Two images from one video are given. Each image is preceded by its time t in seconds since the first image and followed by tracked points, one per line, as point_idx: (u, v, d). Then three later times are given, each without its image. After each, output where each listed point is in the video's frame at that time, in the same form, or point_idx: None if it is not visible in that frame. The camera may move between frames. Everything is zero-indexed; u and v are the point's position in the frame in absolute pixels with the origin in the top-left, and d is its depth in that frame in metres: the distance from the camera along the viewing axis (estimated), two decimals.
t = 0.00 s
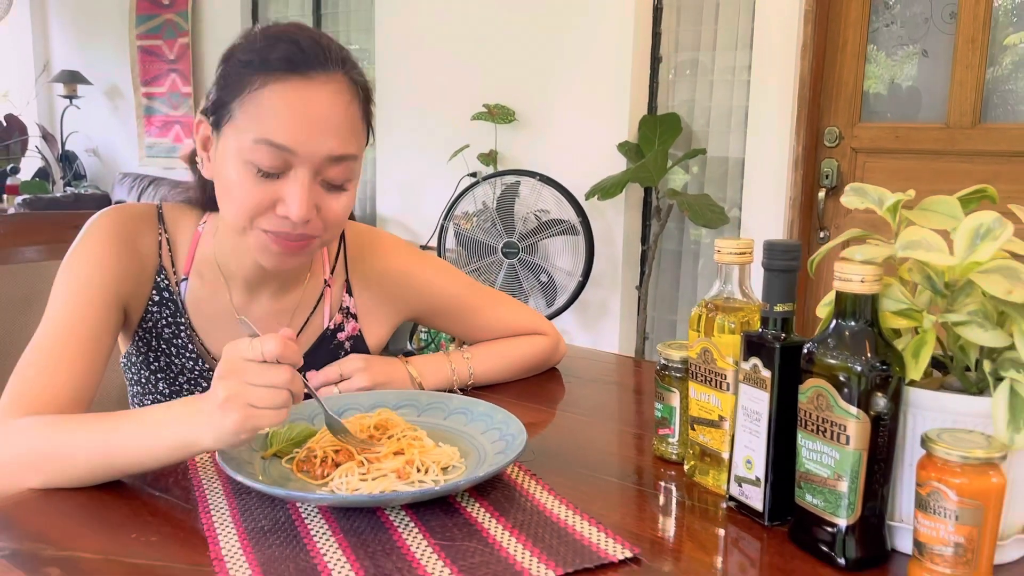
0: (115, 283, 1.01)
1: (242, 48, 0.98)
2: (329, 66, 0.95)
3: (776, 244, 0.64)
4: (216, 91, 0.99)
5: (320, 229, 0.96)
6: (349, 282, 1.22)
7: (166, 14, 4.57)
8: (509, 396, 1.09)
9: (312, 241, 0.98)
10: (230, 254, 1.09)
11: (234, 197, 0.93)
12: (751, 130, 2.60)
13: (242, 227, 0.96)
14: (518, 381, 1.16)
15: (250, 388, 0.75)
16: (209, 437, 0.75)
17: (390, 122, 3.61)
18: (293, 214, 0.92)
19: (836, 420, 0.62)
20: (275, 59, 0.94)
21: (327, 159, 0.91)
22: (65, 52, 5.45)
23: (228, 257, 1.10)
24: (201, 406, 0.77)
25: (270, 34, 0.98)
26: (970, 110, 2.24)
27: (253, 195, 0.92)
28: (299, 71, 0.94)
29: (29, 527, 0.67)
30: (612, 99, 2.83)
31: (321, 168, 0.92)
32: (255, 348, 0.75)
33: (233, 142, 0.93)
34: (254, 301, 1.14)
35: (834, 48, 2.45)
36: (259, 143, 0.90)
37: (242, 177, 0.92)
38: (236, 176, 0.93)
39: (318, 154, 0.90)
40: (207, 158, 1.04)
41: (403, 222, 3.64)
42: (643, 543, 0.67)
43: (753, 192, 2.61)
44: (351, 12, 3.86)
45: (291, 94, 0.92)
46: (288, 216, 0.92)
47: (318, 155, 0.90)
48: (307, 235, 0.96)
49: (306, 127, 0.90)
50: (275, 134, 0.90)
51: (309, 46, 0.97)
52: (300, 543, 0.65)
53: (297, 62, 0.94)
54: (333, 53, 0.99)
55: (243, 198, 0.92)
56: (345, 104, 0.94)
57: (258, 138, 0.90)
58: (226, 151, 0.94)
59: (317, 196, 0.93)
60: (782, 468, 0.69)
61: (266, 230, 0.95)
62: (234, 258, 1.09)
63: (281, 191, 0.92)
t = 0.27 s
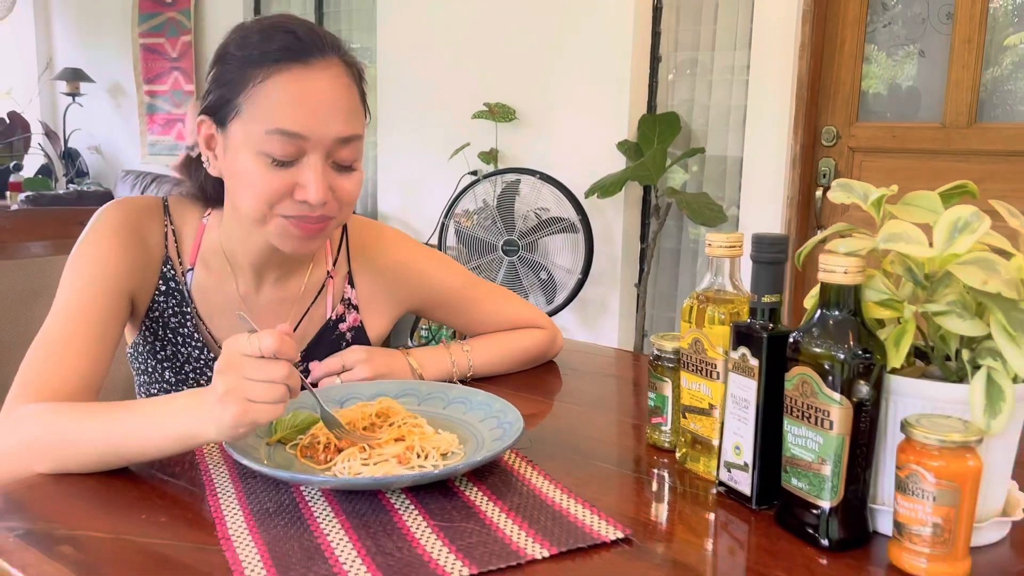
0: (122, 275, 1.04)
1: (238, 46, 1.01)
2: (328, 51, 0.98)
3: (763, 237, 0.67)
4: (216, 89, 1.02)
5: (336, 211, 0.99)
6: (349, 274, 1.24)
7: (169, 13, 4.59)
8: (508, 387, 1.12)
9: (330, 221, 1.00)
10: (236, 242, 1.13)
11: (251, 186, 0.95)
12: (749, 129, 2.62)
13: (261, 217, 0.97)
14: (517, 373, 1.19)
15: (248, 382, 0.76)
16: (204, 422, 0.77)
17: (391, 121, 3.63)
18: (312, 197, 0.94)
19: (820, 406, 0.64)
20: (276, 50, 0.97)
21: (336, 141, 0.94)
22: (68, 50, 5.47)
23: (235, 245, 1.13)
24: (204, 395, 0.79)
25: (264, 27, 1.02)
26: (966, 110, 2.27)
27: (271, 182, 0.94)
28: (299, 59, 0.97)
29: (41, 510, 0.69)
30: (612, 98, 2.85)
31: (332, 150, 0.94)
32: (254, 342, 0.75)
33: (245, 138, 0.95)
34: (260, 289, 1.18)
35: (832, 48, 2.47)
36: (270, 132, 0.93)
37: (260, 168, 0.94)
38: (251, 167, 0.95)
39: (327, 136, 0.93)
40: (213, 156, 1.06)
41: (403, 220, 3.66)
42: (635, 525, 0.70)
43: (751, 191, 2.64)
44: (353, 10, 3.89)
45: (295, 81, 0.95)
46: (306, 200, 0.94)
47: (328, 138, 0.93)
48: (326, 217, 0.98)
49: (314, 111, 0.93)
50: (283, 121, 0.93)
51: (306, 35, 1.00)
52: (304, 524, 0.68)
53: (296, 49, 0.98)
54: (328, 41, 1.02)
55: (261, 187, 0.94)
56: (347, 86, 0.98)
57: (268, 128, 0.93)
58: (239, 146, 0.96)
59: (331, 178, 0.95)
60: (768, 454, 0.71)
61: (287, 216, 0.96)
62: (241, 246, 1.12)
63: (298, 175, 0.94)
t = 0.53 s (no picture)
0: (124, 276, 1.06)
1: (236, 59, 1.02)
2: (322, 68, 0.99)
3: (752, 244, 0.68)
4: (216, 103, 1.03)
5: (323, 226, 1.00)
6: (347, 278, 1.26)
7: (169, 9, 4.60)
8: (504, 387, 1.14)
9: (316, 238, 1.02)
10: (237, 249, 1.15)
11: (240, 198, 0.98)
12: (746, 129, 2.64)
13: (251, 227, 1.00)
14: (513, 373, 1.21)
15: (245, 388, 0.78)
16: (205, 420, 0.78)
17: (391, 118, 3.64)
18: (297, 212, 0.96)
19: (804, 409, 0.66)
20: (271, 67, 0.98)
21: (324, 158, 0.95)
22: (69, 46, 5.49)
23: (235, 249, 1.14)
24: (202, 398, 0.80)
25: (263, 43, 1.02)
26: (961, 111, 2.28)
27: (258, 194, 0.96)
28: (293, 76, 0.98)
29: (47, 506, 0.71)
30: (610, 97, 2.86)
31: (320, 165, 0.96)
32: (249, 350, 0.77)
33: (237, 152, 0.97)
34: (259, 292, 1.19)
35: (829, 49, 2.49)
36: (259, 147, 0.94)
37: (247, 181, 0.96)
38: (240, 180, 0.97)
39: (315, 152, 0.95)
40: (212, 166, 1.08)
41: (402, 218, 3.68)
42: (625, 523, 0.72)
43: (748, 190, 2.65)
44: (352, 8, 3.90)
45: (287, 97, 0.97)
46: (291, 215, 0.96)
47: (316, 153, 0.95)
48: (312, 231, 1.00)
49: (303, 127, 0.94)
50: (274, 137, 0.94)
51: (301, 51, 1.01)
52: (303, 521, 0.70)
53: (289, 67, 0.98)
54: (324, 55, 1.03)
55: (248, 200, 0.97)
56: (338, 103, 0.99)
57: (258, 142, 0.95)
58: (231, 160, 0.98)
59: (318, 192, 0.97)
60: (755, 454, 0.73)
61: (274, 228, 0.99)
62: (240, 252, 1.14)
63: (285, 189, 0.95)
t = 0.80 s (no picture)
0: (119, 262, 1.06)
1: (205, 38, 1.03)
2: (292, 29, 1.01)
3: (742, 230, 0.69)
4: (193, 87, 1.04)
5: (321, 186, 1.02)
6: (343, 262, 1.27)
7: None
8: (497, 373, 1.14)
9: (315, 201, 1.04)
10: (232, 235, 1.15)
11: (237, 169, 0.98)
12: (740, 118, 2.64)
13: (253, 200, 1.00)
14: (506, 359, 1.22)
15: (238, 383, 0.78)
16: (201, 405, 0.79)
17: (385, 105, 3.63)
18: (295, 173, 0.97)
19: (792, 393, 0.67)
20: (243, 37, 1.00)
21: (311, 111, 0.97)
22: (60, 30, 5.44)
23: (230, 234, 1.15)
24: (195, 384, 0.81)
25: (227, 17, 1.03)
26: (954, 101, 2.28)
27: (254, 162, 0.97)
28: (265, 43, 1.00)
29: (42, 489, 0.72)
30: (604, 85, 2.86)
31: (309, 122, 0.98)
32: (240, 344, 0.79)
33: (226, 125, 0.99)
34: (256, 278, 1.20)
35: (822, 38, 2.49)
36: (249, 113, 0.96)
37: (244, 151, 0.97)
38: (237, 153, 0.97)
39: (301, 110, 0.97)
40: (202, 152, 1.08)
41: (396, 205, 3.67)
42: (615, 506, 0.73)
43: (741, 179, 2.66)
44: None
45: (263, 64, 0.98)
46: (291, 175, 0.98)
47: (304, 110, 0.97)
48: (311, 192, 1.01)
49: (285, 86, 0.97)
50: (259, 101, 0.96)
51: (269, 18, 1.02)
52: (297, 504, 0.71)
53: (261, 35, 1.00)
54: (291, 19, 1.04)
55: (246, 169, 0.97)
56: (315, 62, 1.01)
57: (247, 108, 0.97)
58: (221, 133, 0.99)
59: (312, 150, 0.99)
60: (743, 438, 0.74)
61: (276, 194, 1.00)
62: (235, 237, 1.15)
63: (281, 153, 0.97)
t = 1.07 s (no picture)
0: (109, 259, 1.05)
1: (180, 30, 1.05)
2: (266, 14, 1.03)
3: (736, 225, 0.69)
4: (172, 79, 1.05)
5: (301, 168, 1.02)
6: (334, 253, 1.26)
7: None
8: (490, 369, 1.14)
9: (295, 184, 1.02)
10: (221, 228, 1.14)
11: (215, 155, 0.98)
12: (730, 110, 2.64)
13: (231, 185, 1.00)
14: (500, 354, 1.21)
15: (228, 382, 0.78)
16: (192, 405, 0.78)
17: (374, 99, 3.61)
18: (270, 155, 0.97)
19: (788, 388, 0.67)
20: (216, 23, 1.01)
21: (281, 91, 0.98)
22: (47, 25, 5.39)
23: (218, 225, 1.14)
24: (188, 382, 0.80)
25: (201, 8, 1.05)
26: (944, 92, 2.28)
27: (228, 145, 0.97)
28: (236, 28, 1.01)
29: (34, 490, 0.71)
30: (595, 77, 2.85)
31: (283, 101, 0.98)
32: (226, 344, 0.78)
33: (203, 110, 0.99)
34: (246, 271, 1.19)
35: (813, 30, 2.49)
36: (221, 94, 0.97)
37: (220, 135, 0.97)
38: (213, 138, 0.97)
39: (273, 89, 0.97)
40: (185, 143, 1.07)
41: (387, 199, 3.66)
42: (611, 502, 0.73)
43: (733, 172, 2.66)
44: None
45: (238, 47, 0.99)
46: (267, 158, 0.97)
47: (274, 88, 0.97)
48: (290, 174, 1.00)
49: (257, 67, 0.97)
50: (231, 83, 0.97)
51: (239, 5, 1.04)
52: (292, 503, 0.70)
53: (233, 20, 1.01)
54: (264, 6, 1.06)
55: (223, 152, 0.97)
56: (287, 45, 1.02)
57: (220, 91, 0.97)
58: (199, 119, 0.99)
59: (287, 132, 0.99)
60: (739, 433, 0.74)
61: (253, 178, 0.99)
62: (224, 229, 1.14)
63: (256, 136, 0.97)
